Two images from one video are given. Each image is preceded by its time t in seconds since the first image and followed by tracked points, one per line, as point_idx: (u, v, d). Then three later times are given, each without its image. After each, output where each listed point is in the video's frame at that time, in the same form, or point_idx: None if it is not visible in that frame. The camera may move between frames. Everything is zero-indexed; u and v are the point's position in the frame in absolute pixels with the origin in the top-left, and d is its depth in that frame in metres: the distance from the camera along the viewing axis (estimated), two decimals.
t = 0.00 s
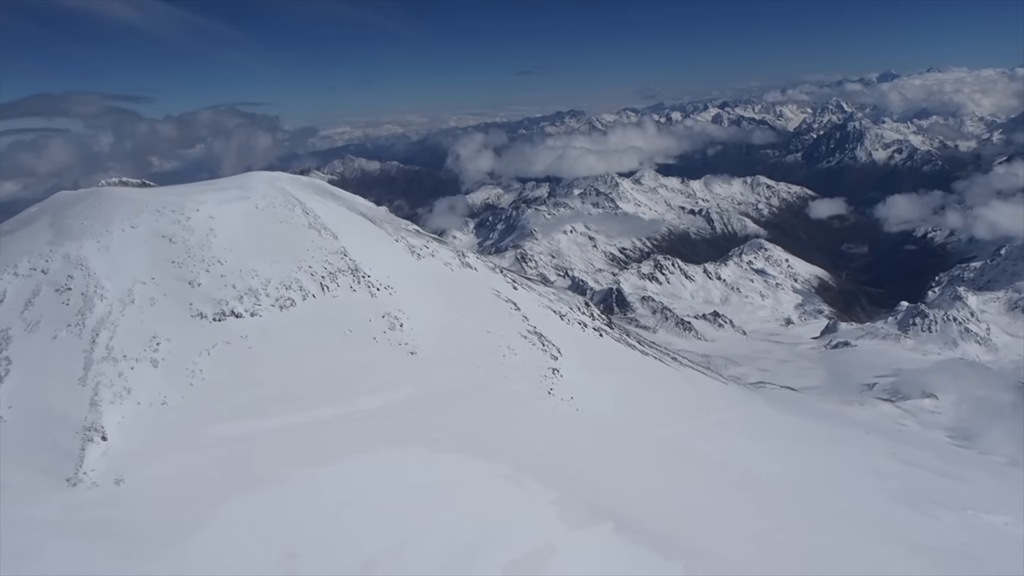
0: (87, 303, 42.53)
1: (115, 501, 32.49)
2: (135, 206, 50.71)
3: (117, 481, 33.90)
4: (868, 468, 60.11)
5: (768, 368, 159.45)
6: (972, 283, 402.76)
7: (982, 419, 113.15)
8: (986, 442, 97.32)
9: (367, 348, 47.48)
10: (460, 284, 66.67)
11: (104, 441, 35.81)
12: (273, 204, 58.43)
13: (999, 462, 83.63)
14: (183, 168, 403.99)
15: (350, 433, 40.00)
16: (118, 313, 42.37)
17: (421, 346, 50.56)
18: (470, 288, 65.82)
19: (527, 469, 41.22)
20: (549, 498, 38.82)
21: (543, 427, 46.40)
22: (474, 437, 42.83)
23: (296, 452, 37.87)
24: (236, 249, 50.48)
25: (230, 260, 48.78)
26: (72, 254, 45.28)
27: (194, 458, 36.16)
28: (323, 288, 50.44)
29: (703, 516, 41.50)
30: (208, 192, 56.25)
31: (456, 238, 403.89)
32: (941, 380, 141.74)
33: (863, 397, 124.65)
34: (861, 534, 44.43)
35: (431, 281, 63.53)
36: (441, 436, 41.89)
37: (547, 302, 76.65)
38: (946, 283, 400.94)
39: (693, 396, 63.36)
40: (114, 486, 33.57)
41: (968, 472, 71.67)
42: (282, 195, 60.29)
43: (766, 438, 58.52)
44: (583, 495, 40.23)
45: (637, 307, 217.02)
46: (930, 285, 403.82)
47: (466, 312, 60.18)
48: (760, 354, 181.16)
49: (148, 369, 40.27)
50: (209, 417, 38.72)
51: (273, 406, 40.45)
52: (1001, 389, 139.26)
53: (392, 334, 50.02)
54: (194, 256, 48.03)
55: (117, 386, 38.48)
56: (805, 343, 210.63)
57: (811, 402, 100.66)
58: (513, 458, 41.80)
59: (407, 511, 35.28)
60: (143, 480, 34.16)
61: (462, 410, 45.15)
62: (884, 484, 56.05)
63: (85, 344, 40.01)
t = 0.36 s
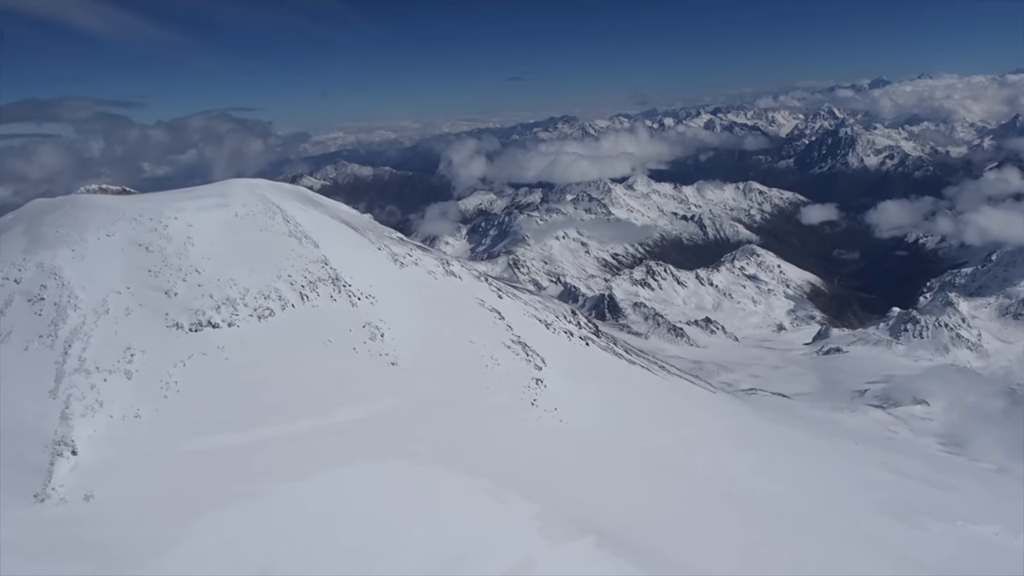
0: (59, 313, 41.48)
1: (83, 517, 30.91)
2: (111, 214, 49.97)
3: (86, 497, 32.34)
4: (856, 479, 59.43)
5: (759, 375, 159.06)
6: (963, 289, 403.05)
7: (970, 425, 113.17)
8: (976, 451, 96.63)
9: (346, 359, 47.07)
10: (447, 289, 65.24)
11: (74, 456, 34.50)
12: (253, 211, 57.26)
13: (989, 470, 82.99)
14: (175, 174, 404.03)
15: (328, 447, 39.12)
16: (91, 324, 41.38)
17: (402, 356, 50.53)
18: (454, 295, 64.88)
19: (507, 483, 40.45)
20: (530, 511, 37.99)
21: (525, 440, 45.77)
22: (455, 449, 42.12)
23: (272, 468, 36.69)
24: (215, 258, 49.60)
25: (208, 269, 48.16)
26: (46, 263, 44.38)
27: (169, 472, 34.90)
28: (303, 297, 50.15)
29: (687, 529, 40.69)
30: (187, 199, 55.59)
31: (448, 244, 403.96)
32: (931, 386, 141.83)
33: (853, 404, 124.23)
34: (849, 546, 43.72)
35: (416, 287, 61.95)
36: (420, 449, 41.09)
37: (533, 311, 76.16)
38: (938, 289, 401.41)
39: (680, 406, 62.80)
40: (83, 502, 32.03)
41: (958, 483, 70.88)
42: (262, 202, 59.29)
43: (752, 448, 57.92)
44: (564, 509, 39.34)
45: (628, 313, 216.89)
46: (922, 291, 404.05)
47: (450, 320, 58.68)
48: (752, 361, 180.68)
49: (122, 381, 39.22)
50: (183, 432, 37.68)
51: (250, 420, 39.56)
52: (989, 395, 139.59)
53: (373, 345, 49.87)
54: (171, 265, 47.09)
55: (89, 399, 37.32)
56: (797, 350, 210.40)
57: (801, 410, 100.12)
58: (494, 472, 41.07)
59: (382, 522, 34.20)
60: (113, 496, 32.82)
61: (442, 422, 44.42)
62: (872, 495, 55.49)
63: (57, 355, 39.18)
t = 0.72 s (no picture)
0: (30, 328, 40.06)
1: (50, 540, 28.76)
2: (87, 228, 49.51)
3: (53, 520, 30.21)
4: (844, 493, 58.78)
5: (750, 385, 158.53)
6: (955, 298, 403.95)
7: (961, 436, 112.53)
8: (967, 461, 95.91)
9: (325, 375, 46.31)
10: (429, 303, 64.82)
11: (43, 476, 32.52)
12: (231, 224, 56.90)
13: (980, 482, 82.15)
14: (166, 185, 404.03)
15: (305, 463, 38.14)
16: (64, 339, 40.11)
17: (382, 371, 49.95)
18: (437, 309, 64.38)
19: (488, 500, 39.67)
20: (510, 529, 37.10)
21: (506, 456, 44.96)
22: (435, 467, 41.35)
23: (244, 483, 35.27)
24: (191, 272, 49.05)
25: (184, 283, 47.60)
26: (17, 278, 43.27)
27: (142, 488, 33.21)
28: (281, 311, 49.67)
29: (672, 545, 39.85)
30: (165, 213, 55.35)
31: (440, 254, 403.95)
32: (920, 397, 141.69)
33: (844, 414, 123.69)
34: (837, 563, 42.97)
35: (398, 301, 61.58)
36: (399, 466, 40.24)
37: (517, 323, 75.92)
38: (929, 297, 402.49)
39: (665, 421, 62.20)
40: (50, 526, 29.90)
41: (949, 495, 70.03)
42: (242, 214, 59.06)
43: (738, 462, 57.33)
44: (545, 527, 38.44)
45: (620, 324, 216.63)
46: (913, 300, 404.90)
47: (433, 334, 58.08)
48: (743, 372, 180.49)
49: (93, 399, 37.60)
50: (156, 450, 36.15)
51: (226, 437, 38.58)
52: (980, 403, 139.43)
53: (352, 360, 49.20)
54: (146, 279, 46.52)
55: (59, 417, 35.56)
56: (789, 360, 209.97)
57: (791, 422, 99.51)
58: (474, 489, 40.32)
59: (351, 537, 32.87)
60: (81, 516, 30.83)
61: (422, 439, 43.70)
62: (861, 510, 54.76)
63: (26, 372, 37.61)
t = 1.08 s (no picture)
0: None
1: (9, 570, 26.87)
2: (59, 248, 48.70)
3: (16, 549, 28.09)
4: (831, 514, 57.90)
5: (740, 401, 157.55)
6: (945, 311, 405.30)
7: (952, 453, 111.64)
8: (958, 478, 94.94)
9: (301, 397, 45.28)
10: (410, 323, 64.26)
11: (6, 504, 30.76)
12: (209, 242, 56.35)
13: (971, 500, 81.00)
14: (156, 202, 403.82)
15: (280, 487, 36.64)
16: (33, 362, 38.66)
17: (360, 393, 49.09)
18: (418, 329, 63.67)
19: (467, 524, 38.32)
20: (490, 554, 35.70)
21: (486, 478, 43.99)
22: (412, 491, 40.12)
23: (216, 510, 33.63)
24: (167, 291, 47.99)
25: (159, 303, 46.69)
26: None
27: (110, 519, 31.46)
28: (258, 331, 48.78)
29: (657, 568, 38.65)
30: (140, 231, 54.87)
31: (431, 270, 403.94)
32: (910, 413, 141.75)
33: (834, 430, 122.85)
34: None
35: (376, 320, 61.26)
36: (375, 489, 38.91)
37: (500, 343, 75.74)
38: (919, 310, 403.63)
39: (650, 442, 61.33)
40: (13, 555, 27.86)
41: (939, 515, 69.06)
42: (219, 232, 58.97)
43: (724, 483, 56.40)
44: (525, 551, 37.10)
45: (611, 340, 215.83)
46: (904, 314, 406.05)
47: (413, 355, 57.29)
48: (734, 388, 179.66)
49: (62, 423, 36.08)
50: (125, 477, 34.59)
51: (199, 461, 37.17)
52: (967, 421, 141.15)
53: (330, 381, 48.26)
54: (120, 299, 45.52)
55: (26, 442, 34.02)
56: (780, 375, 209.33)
57: (781, 439, 98.53)
58: (453, 514, 39.03)
59: (329, 559, 31.36)
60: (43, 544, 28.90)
61: (399, 463, 42.63)
62: (849, 532, 53.78)
63: None
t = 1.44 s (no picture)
0: None
1: None
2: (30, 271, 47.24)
3: None
4: (822, 541, 56.63)
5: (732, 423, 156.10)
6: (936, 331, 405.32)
7: (945, 475, 110.21)
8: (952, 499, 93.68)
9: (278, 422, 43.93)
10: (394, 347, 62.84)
11: None
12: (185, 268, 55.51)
13: (966, 521, 80.60)
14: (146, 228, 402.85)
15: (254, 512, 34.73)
16: None
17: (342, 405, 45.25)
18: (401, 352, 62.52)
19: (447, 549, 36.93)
20: None
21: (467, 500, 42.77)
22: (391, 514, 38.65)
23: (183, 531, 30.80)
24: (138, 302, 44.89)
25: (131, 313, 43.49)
26: None
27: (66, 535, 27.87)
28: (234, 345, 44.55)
29: None
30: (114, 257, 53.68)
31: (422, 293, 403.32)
32: (903, 434, 140.15)
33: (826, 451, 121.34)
34: None
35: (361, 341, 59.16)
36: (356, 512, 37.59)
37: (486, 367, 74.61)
38: (910, 330, 404.13)
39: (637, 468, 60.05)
40: None
41: (933, 539, 67.72)
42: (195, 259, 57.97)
43: (715, 511, 54.96)
44: None
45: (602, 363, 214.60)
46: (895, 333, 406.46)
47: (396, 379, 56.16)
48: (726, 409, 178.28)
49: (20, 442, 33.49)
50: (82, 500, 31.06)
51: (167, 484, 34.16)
52: (961, 441, 139.38)
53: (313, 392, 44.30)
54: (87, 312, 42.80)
55: None
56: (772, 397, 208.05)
57: (772, 463, 97.09)
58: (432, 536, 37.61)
59: None
60: None
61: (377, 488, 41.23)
62: (840, 558, 52.59)
63: None
